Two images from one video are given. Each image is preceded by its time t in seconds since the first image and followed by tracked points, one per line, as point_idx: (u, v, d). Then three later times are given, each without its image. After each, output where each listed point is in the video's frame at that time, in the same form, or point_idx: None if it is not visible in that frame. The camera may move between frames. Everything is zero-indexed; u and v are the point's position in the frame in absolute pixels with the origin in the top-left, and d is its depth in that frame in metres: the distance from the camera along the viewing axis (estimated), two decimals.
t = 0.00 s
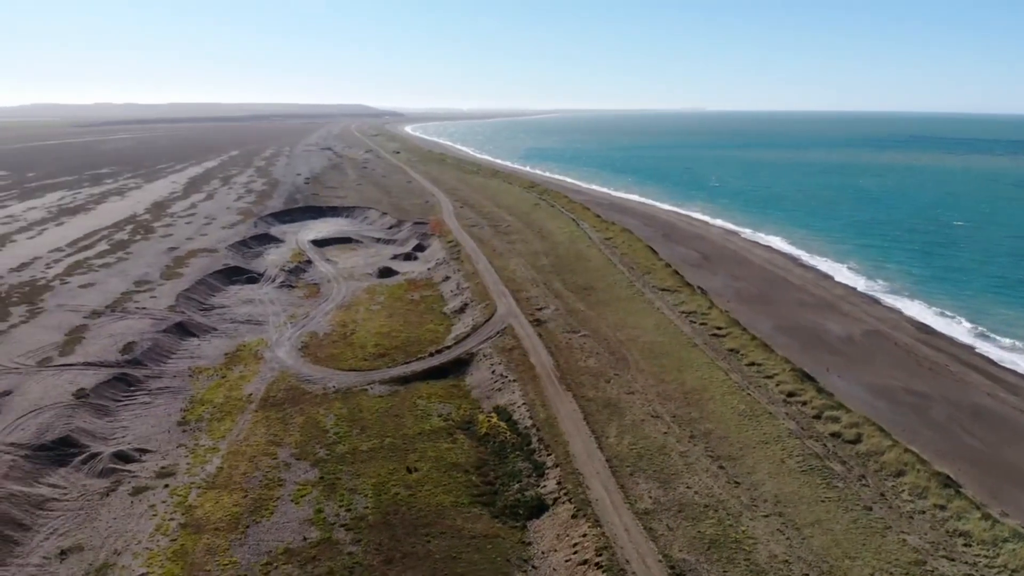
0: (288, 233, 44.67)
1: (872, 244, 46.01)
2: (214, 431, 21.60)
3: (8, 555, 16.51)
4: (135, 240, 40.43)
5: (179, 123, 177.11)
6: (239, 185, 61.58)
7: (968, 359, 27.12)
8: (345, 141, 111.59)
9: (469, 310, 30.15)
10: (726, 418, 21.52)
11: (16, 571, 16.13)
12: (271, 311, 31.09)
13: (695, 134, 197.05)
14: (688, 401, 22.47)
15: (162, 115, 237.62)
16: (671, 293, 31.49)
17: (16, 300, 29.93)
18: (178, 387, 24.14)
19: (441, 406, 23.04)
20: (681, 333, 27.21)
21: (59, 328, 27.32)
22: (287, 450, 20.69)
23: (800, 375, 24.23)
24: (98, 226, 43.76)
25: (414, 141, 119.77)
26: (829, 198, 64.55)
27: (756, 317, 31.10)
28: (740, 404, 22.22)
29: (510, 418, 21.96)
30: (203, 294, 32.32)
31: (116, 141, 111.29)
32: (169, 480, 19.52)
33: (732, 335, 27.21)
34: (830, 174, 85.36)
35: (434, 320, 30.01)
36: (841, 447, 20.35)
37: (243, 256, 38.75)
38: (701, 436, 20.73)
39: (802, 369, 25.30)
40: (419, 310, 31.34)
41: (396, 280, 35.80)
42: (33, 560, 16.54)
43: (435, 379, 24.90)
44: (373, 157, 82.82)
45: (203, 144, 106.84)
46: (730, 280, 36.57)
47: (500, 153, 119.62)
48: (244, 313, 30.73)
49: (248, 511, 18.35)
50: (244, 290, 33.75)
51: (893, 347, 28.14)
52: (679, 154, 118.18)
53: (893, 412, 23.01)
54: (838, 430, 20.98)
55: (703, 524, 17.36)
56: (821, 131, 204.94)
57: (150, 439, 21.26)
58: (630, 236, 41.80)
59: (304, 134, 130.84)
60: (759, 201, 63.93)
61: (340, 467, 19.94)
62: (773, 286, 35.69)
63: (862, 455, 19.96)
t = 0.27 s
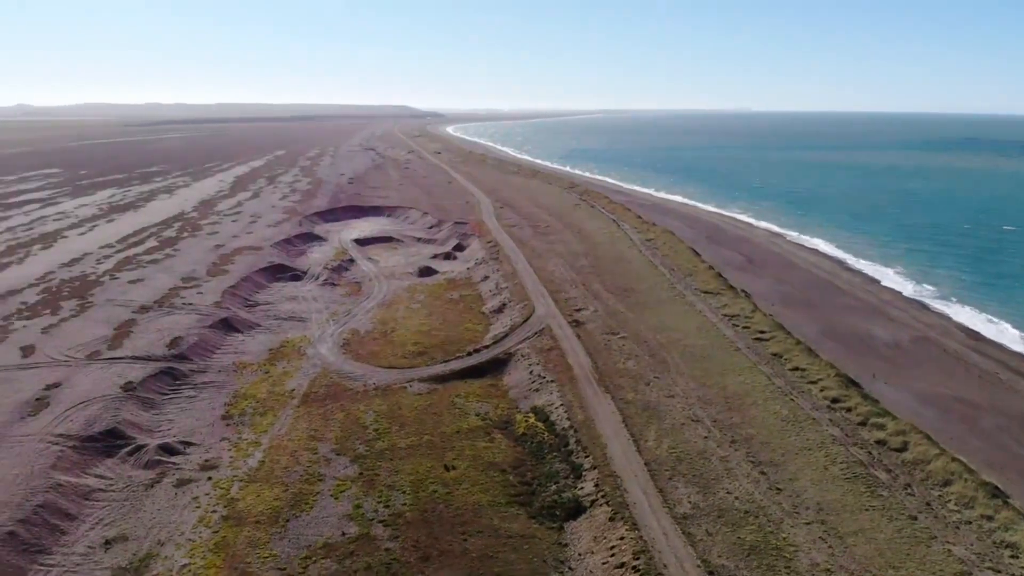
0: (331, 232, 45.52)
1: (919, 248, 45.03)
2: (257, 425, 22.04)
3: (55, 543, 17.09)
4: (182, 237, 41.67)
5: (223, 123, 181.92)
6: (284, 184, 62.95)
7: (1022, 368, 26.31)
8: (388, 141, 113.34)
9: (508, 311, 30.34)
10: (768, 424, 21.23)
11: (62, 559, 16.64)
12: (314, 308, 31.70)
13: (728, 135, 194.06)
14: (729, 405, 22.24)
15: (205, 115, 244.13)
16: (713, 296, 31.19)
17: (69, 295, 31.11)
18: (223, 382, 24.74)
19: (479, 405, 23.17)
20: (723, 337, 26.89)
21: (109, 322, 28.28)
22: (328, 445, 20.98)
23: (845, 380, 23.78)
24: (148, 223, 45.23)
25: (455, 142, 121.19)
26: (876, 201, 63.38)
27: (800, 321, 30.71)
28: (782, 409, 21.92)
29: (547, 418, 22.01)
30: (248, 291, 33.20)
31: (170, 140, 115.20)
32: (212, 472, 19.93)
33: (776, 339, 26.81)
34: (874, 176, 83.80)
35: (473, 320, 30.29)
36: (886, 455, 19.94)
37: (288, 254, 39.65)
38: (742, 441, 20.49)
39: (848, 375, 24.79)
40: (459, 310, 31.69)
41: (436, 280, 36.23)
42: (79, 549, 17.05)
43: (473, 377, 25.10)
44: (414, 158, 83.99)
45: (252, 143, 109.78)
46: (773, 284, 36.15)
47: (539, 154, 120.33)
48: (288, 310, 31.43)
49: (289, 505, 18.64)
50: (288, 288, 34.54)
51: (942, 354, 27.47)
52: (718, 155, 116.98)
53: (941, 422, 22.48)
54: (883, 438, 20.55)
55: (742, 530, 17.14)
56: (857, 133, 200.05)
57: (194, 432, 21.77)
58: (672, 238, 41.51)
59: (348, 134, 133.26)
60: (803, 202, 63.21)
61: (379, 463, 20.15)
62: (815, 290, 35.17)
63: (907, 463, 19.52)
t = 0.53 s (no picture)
0: (368, 232, 46.13)
1: (964, 253, 43.88)
2: (294, 421, 22.39)
3: (96, 534, 17.52)
4: (223, 235, 42.68)
5: (261, 123, 185.64)
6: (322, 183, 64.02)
7: None
8: (426, 141, 114.49)
9: (543, 311, 30.45)
10: (807, 430, 20.92)
11: (102, 550, 17.04)
12: (350, 307, 32.16)
13: (757, 137, 191.31)
14: (767, 409, 21.96)
15: (242, 116, 249.20)
16: (753, 299, 30.81)
17: (113, 290, 32.04)
18: (262, 377, 25.21)
19: (513, 405, 23.25)
20: (762, 341, 26.52)
21: (151, 318, 29.04)
22: (364, 442, 21.20)
23: (886, 386, 23.30)
24: (191, 221, 46.36)
25: (490, 142, 122.08)
26: (920, 204, 61.88)
27: (840, 326, 30.23)
28: (821, 415, 21.58)
29: (581, 420, 21.98)
30: (288, 289, 33.88)
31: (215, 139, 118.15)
32: (250, 467, 20.25)
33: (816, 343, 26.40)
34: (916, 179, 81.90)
35: (507, 320, 30.50)
36: (928, 463, 19.48)
37: (327, 253, 40.36)
38: (780, 446, 20.22)
39: (889, 381, 24.27)
40: (495, 309, 31.92)
41: (472, 279, 36.53)
42: (119, 540, 17.43)
43: (508, 378, 25.23)
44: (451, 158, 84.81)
45: (293, 143, 111.95)
46: (813, 287, 35.65)
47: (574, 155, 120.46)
48: (326, 308, 31.97)
49: (325, 500, 18.85)
50: (326, 286, 35.12)
51: (989, 361, 26.72)
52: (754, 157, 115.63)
53: (987, 431, 21.87)
54: (925, 445, 20.09)
55: (779, 536, 16.88)
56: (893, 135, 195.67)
57: (232, 427, 22.17)
58: (711, 239, 41.12)
59: (385, 134, 134.83)
60: (844, 205, 62.13)
61: (414, 461, 20.31)
62: (855, 294, 34.56)
63: (950, 471, 19.02)
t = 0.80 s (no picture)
0: (399, 231, 46.55)
1: (1006, 257, 42.78)
2: (326, 418, 22.65)
3: (131, 527, 17.87)
4: (258, 233, 43.45)
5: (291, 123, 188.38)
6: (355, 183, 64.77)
7: None
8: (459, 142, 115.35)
9: (574, 312, 30.47)
10: (842, 434, 20.61)
11: (137, 543, 17.36)
12: (382, 305, 32.46)
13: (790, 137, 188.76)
14: (800, 414, 21.68)
15: (273, 117, 253.32)
16: (788, 302, 30.41)
17: (150, 287, 32.78)
18: (294, 374, 25.55)
19: (542, 405, 23.28)
20: (797, 344, 26.17)
21: (187, 314, 29.65)
22: (394, 439, 21.37)
23: (923, 392, 22.84)
24: (227, 219, 47.25)
25: (522, 142, 122.55)
26: (961, 207, 60.45)
27: (877, 330, 29.71)
28: (856, 420, 21.24)
29: (611, 422, 21.89)
30: (321, 286, 34.36)
31: (253, 139, 120.47)
32: (282, 463, 20.49)
33: (851, 347, 25.99)
34: (955, 181, 80.02)
35: (537, 320, 30.59)
36: (965, 470, 19.05)
37: (360, 251, 40.85)
38: (813, 451, 19.94)
39: (927, 386, 23.79)
40: (525, 309, 32.03)
41: (502, 279, 36.68)
42: (153, 533, 17.75)
43: (537, 378, 25.26)
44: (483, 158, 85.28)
45: (328, 143, 113.56)
46: (849, 291, 35.09)
47: (604, 154, 120.29)
48: (358, 306, 32.32)
49: (355, 497, 19.01)
50: (359, 284, 35.53)
51: None
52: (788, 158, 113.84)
53: None
54: (962, 452, 19.67)
55: (812, 542, 16.64)
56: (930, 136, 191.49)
57: (265, 423, 22.48)
58: (745, 241, 40.71)
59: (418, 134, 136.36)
60: (881, 207, 61.05)
61: (444, 459, 20.42)
62: (892, 298, 33.93)
63: (988, 479, 18.56)
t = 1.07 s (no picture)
0: (439, 230, 46.95)
1: None
2: (367, 414, 22.92)
3: (175, 518, 18.26)
4: (304, 232, 44.22)
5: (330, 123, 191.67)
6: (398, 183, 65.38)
7: None
8: (500, 142, 116.19)
9: (613, 313, 30.42)
10: (887, 442, 20.19)
11: (181, 533, 17.73)
12: (421, 304, 32.78)
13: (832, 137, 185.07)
14: (845, 420, 21.31)
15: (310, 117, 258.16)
16: (834, 306, 29.90)
17: (197, 283, 33.66)
18: (336, 370, 25.91)
19: (581, 407, 23.26)
20: (842, 349, 25.71)
21: (233, 310, 30.37)
22: (433, 437, 21.52)
23: (973, 401, 22.25)
24: (273, 217, 48.26)
25: (560, 142, 122.84)
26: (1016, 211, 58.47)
27: (925, 336, 28.99)
28: (903, 428, 20.80)
29: (651, 424, 21.77)
30: (363, 284, 34.88)
31: (299, 139, 123.23)
32: (323, 458, 20.76)
33: (899, 354, 25.44)
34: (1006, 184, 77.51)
35: (576, 321, 30.61)
36: (1016, 480, 18.50)
37: (402, 251, 41.32)
38: (857, 459, 19.57)
39: (976, 394, 23.15)
40: (564, 309, 32.06)
41: (541, 279, 36.75)
42: (196, 525, 18.09)
43: (576, 378, 25.26)
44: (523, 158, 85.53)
45: (371, 143, 115.36)
46: (896, 296, 34.32)
47: (643, 155, 119.76)
48: (398, 304, 32.69)
49: (394, 493, 19.17)
50: (399, 282, 35.95)
51: None
52: (831, 159, 111.55)
53: None
54: (1012, 462, 19.11)
55: (855, 550, 16.32)
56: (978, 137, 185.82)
57: (307, 418, 22.81)
58: (790, 244, 40.10)
59: (457, 135, 137.94)
60: (929, 210, 59.55)
61: (481, 458, 20.50)
62: (942, 304, 33.06)
63: None
